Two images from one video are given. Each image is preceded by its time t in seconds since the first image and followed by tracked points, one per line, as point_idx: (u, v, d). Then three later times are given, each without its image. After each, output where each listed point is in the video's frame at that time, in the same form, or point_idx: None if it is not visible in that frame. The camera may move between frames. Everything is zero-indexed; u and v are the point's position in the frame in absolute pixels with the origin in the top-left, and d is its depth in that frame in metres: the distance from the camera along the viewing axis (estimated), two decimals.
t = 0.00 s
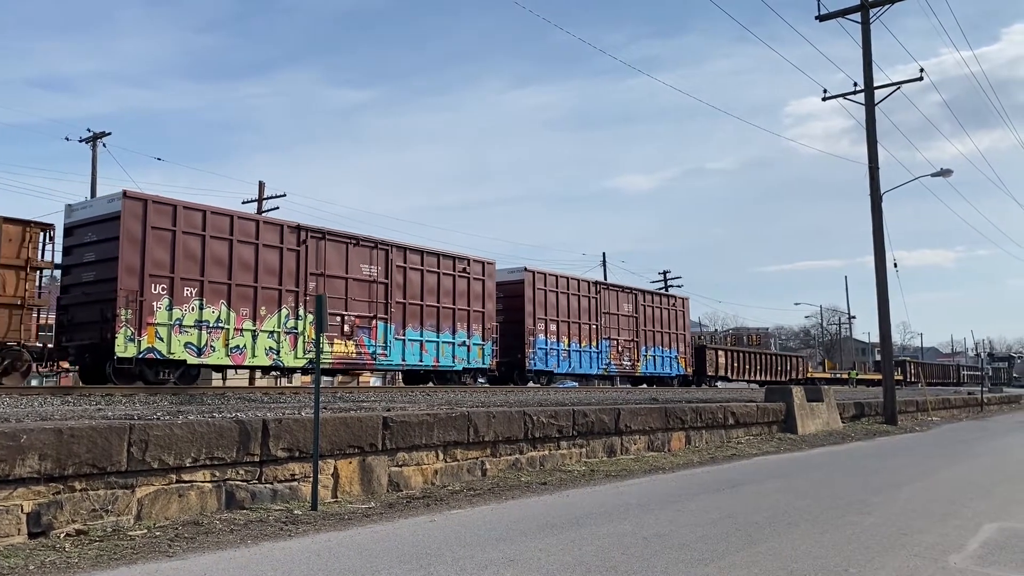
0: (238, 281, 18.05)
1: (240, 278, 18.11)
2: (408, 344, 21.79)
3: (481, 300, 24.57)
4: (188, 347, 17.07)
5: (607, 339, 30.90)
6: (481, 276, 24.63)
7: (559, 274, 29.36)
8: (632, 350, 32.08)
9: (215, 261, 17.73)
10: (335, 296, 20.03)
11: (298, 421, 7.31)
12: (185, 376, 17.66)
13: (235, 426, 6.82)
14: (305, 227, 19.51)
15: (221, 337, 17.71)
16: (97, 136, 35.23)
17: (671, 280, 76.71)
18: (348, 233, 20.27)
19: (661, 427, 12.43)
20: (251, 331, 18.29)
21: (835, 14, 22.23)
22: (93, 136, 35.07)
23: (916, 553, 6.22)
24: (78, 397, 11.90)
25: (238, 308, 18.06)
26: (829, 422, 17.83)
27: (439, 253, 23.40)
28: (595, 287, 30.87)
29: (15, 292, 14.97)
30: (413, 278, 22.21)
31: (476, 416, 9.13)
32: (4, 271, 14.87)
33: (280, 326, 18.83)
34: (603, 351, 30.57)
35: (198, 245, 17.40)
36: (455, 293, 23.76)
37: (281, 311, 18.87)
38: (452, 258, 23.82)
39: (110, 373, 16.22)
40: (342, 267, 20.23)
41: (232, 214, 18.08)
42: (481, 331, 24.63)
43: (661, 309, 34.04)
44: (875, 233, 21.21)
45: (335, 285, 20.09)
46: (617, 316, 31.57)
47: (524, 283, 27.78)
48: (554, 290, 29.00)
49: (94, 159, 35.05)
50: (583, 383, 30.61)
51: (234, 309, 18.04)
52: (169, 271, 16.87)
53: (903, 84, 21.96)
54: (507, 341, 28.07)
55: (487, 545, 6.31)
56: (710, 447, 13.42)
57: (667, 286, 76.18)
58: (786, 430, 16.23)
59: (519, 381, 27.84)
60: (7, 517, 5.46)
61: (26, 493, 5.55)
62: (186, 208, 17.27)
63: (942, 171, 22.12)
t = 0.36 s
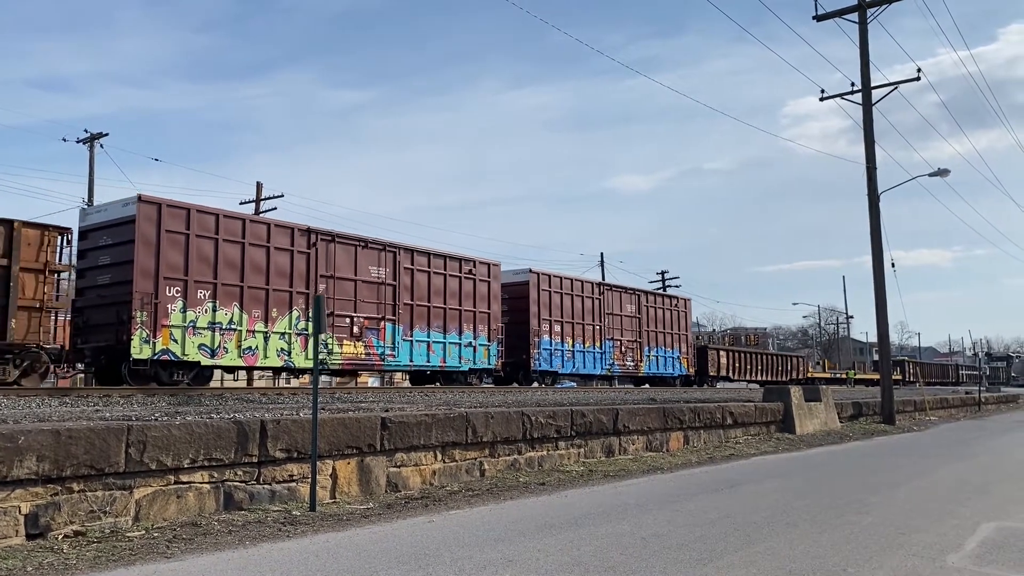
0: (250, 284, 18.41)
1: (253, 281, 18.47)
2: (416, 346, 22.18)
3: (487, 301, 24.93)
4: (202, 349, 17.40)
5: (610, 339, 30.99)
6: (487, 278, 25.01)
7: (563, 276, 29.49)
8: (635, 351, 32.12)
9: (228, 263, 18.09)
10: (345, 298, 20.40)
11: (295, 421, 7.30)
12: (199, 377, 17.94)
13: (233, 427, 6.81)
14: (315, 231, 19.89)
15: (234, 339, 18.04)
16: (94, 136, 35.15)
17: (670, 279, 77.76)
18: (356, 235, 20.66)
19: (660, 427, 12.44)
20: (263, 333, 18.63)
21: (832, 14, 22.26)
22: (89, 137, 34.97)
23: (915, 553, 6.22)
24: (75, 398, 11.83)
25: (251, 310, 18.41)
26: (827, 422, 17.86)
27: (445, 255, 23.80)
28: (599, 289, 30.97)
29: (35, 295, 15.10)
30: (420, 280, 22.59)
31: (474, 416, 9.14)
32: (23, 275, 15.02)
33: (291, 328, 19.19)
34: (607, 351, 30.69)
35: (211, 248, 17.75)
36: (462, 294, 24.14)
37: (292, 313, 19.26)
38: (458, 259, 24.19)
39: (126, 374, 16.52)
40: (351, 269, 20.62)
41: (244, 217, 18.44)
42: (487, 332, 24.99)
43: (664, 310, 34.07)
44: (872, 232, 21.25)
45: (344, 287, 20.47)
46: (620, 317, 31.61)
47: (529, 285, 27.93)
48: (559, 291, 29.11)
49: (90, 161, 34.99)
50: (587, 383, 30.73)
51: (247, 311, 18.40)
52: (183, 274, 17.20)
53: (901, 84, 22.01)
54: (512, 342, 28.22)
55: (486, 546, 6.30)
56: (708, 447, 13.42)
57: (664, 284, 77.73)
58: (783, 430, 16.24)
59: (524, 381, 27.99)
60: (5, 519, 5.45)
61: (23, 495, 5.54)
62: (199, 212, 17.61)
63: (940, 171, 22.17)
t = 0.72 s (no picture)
0: (264, 286, 18.82)
1: (266, 283, 18.89)
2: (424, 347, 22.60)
3: (493, 302, 25.35)
4: (218, 351, 17.82)
5: (615, 340, 31.08)
6: (493, 279, 25.40)
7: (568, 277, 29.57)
8: (639, 351, 32.17)
9: (242, 266, 18.49)
10: (356, 300, 20.78)
11: (294, 422, 7.31)
12: (214, 378, 18.37)
13: (232, 428, 6.81)
14: (327, 234, 20.27)
15: (248, 341, 18.44)
16: (92, 138, 35.15)
17: (669, 280, 78.93)
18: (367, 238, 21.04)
19: (659, 427, 12.44)
20: (277, 334, 19.02)
21: (831, 13, 22.25)
22: (88, 138, 35.00)
23: (914, 552, 6.23)
24: (75, 400, 11.79)
25: (264, 312, 18.81)
26: (827, 421, 17.88)
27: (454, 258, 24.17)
28: (604, 290, 31.02)
29: (55, 298, 15.19)
30: (428, 282, 22.99)
31: (473, 417, 9.13)
32: (45, 279, 15.12)
33: (304, 329, 19.58)
34: (612, 351, 30.79)
35: (226, 251, 18.13)
36: (469, 296, 24.54)
37: (305, 315, 19.65)
38: (466, 261, 24.57)
39: (143, 375, 17.05)
40: (361, 271, 21.01)
41: (258, 221, 18.82)
42: (493, 333, 25.44)
43: (668, 311, 34.08)
44: (871, 232, 21.26)
45: (355, 289, 20.85)
46: (625, 318, 31.69)
47: (536, 287, 27.99)
48: (565, 293, 29.19)
49: (89, 162, 35.00)
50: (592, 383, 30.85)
51: (261, 313, 18.80)
52: (199, 276, 17.60)
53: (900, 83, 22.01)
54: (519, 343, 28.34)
55: (486, 546, 6.31)
56: (708, 447, 13.43)
57: (664, 285, 78.37)
58: (782, 429, 16.25)
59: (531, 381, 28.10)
60: (4, 520, 5.44)
61: (22, 497, 5.53)
62: (214, 215, 17.99)
63: (939, 171, 22.18)
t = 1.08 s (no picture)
0: (279, 288, 19.00)
1: (282, 285, 19.07)
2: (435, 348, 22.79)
3: (503, 303, 25.50)
4: (234, 352, 17.99)
5: (622, 340, 31.09)
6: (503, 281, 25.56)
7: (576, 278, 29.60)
8: (645, 351, 32.15)
9: (258, 269, 18.68)
10: (368, 302, 20.98)
11: (295, 423, 7.31)
12: (230, 379, 18.53)
13: (232, 429, 6.81)
14: (340, 236, 20.46)
15: (263, 342, 18.61)
16: (92, 139, 35.13)
17: (669, 280, 78.61)
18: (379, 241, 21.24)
19: (660, 427, 12.44)
20: (291, 336, 19.18)
21: (832, 13, 22.25)
22: (89, 139, 35.02)
23: (915, 552, 6.22)
24: (76, 401, 11.78)
25: (279, 314, 18.98)
26: (828, 421, 17.86)
27: (463, 260, 24.37)
28: (611, 291, 31.05)
29: (78, 301, 15.48)
30: (438, 283, 23.20)
31: (474, 417, 9.12)
32: (68, 282, 15.42)
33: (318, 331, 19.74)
34: (619, 352, 30.80)
35: (242, 254, 18.32)
36: (479, 297, 24.72)
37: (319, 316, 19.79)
38: (475, 263, 24.76)
39: (162, 376, 17.20)
40: (373, 273, 21.21)
41: (273, 224, 19.02)
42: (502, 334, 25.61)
43: (673, 311, 34.08)
44: (872, 232, 21.24)
45: (368, 291, 21.04)
46: (631, 318, 31.70)
47: (543, 288, 28.04)
48: (572, 294, 29.22)
49: (90, 163, 34.99)
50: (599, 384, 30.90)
51: (276, 314, 18.96)
52: (216, 279, 17.78)
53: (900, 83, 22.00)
54: (526, 343, 28.39)
55: (486, 547, 6.31)
56: (708, 447, 13.43)
57: (665, 285, 78.24)
58: (783, 430, 16.24)
59: (538, 381, 28.19)
60: (5, 520, 5.44)
61: (23, 497, 5.54)
62: (230, 219, 18.18)
63: (939, 170, 22.19)
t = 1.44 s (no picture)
0: (296, 290, 19.34)
1: (299, 287, 19.41)
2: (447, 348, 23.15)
3: (513, 304, 25.85)
4: (253, 352, 18.32)
5: (631, 341, 31.10)
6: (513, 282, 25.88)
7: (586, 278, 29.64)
8: (654, 351, 32.15)
9: (276, 271, 19.02)
10: (382, 303, 21.33)
11: (299, 422, 7.33)
12: (249, 379, 18.86)
13: (236, 429, 6.82)
14: (355, 239, 20.79)
15: (282, 343, 18.94)
16: (97, 140, 35.19)
17: (673, 280, 78.94)
18: (393, 243, 21.58)
19: (663, 427, 12.43)
20: (309, 336, 19.52)
21: (836, 12, 22.21)
22: (93, 139, 35.06)
23: (920, 552, 6.20)
24: (80, 400, 11.83)
25: (297, 315, 19.33)
26: (832, 421, 17.83)
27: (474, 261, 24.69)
28: (620, 291, 31.07)
29: (103, 302, 15.87)
30: (450, 285, 23.54)
31: (478, 416, 9.14)
32: (93, 284, 15.79)
33: (335, 331, 20.06)
34: (627, 352, 30.82)
35: (260, 256, 18.64)
36: (489, 298, 25.05)
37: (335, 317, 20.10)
38: (486, 264, 25.05)
39: (183, 377, 17.56)
40: (388, 275, 21.56)
41: (290, 227, 19.34)
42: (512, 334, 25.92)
43: (681, 312, 34.06)
44: (876, 231, 21.20)
45: (382, 292, 21.40)
46: (640, 319, 31.70)
47: (553, 289, 28.12)
48: (581, 294, 29.25)
49: (94, 163, 35.05)
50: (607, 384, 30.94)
51: (293, 315, 19.32)
52: (236, 281, 18.12)
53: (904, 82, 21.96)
54: (535, 344, 28.43)
55: (490, 546, 6.31)
56: (712, 447, 13.41)
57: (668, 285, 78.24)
58: (787, 429, 16.21)
59: (549, 381, 28.27)
60: (10, 520, 5.46)
61: (28, 497, 5.55)
62: (250, 222, 18.50)
63: (942, 169, 22.16)
